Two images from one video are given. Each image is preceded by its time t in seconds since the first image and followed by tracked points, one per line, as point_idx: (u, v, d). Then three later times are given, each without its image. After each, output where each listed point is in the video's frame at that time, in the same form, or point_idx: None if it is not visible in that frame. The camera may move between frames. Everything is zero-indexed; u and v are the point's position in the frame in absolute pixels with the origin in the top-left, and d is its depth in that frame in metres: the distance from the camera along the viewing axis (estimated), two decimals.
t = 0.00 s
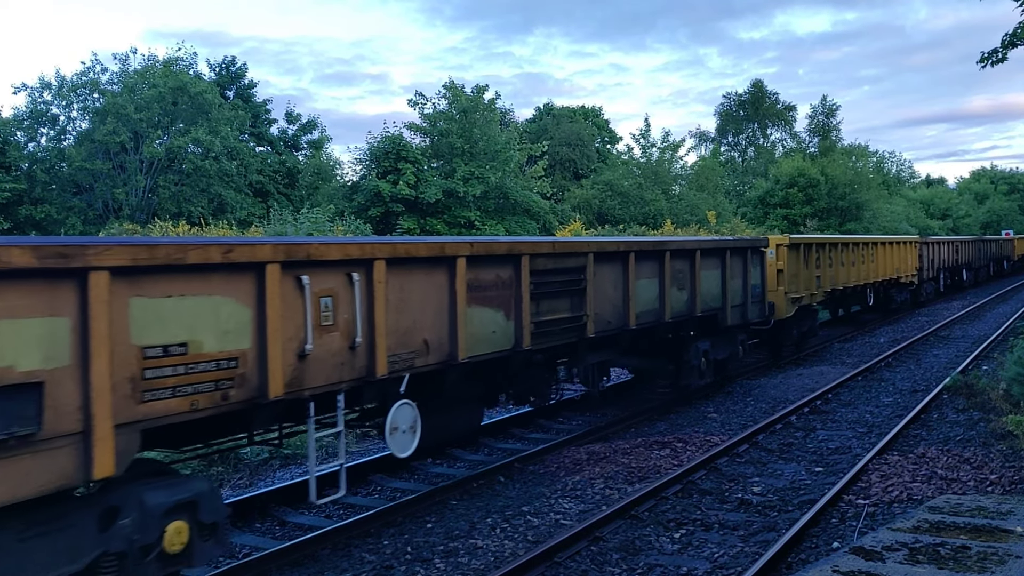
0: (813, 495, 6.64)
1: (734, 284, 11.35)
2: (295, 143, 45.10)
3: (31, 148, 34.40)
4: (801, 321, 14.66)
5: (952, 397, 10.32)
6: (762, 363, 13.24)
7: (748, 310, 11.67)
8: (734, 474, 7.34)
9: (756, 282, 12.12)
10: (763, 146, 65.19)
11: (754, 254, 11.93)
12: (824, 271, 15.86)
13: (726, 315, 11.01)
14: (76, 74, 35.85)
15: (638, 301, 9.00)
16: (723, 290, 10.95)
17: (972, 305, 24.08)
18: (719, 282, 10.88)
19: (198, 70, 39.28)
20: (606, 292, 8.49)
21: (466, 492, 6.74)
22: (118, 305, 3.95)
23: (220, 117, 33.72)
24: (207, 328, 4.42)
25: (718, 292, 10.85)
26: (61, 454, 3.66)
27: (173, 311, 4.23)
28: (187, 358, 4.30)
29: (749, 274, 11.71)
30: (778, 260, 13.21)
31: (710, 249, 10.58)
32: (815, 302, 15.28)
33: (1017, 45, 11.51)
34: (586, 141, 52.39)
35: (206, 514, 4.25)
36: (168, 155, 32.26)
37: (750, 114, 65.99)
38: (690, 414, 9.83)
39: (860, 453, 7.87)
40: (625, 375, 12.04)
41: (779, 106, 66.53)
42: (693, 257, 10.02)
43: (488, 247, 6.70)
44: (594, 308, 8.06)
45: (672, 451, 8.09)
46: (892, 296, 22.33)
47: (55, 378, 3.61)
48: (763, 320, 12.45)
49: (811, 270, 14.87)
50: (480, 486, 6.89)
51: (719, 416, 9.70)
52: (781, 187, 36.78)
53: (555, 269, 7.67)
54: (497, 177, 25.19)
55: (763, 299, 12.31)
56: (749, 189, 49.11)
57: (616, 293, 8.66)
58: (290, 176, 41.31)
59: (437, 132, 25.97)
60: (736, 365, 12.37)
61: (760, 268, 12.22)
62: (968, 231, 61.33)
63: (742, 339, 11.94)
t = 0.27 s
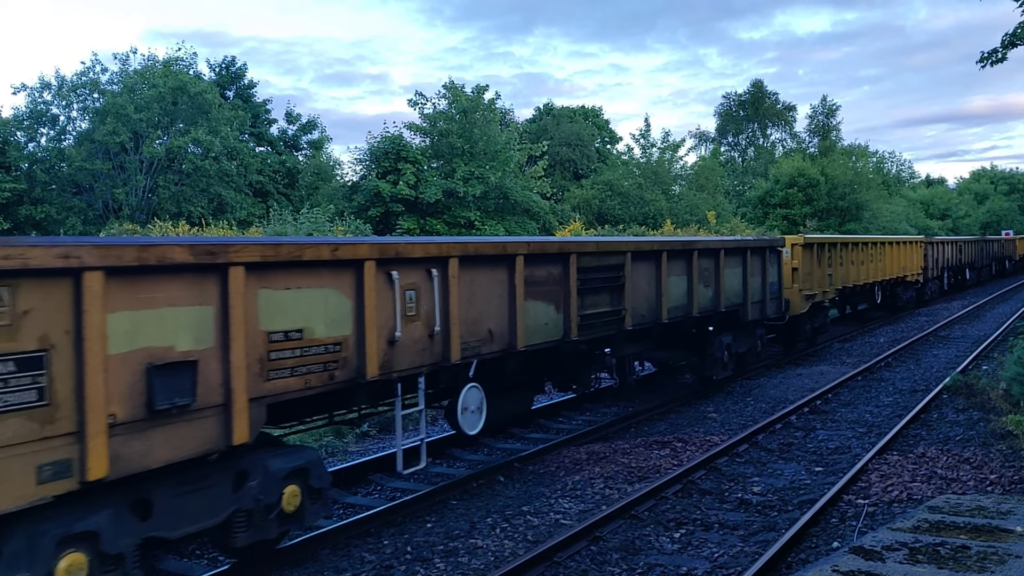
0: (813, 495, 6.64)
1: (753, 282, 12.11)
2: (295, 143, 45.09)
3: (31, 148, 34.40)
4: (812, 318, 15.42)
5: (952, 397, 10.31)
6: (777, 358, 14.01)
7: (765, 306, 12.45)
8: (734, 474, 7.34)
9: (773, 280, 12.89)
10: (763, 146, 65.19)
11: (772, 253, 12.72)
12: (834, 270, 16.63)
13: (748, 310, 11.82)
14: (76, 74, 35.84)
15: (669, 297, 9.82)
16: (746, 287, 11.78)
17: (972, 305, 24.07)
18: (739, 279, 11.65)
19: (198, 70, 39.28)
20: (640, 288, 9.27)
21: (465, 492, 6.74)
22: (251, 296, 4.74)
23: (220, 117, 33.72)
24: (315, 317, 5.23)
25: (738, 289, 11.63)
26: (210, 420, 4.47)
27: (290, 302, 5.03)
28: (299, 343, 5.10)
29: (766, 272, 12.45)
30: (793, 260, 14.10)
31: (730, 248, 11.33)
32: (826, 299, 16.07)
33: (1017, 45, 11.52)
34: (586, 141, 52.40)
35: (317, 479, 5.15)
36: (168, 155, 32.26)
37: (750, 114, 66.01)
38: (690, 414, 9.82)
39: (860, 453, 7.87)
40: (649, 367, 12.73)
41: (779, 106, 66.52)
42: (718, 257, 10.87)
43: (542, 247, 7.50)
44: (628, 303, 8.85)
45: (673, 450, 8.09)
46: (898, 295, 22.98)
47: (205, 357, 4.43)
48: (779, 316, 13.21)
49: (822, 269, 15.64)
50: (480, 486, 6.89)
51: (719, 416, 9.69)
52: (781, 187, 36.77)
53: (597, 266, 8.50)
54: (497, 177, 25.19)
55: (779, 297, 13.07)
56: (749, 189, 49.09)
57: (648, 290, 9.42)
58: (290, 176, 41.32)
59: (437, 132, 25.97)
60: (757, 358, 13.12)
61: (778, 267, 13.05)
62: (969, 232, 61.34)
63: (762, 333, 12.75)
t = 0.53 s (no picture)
0: (813, 495, 6.64)
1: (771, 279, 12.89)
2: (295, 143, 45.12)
3: (31, 148, 34.39)
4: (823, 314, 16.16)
5: (952, 397, 10.31)
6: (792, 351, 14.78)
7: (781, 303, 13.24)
8: (734, 474, 7.33)
9: (788, 278, 13.67)
10: (763, 146, 65.18)
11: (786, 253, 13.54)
12: (845, 268, 17.37)
13: (767, 306, 12.62)
14: (76, 74, 35.83)
15: (697, 293, 10.59)
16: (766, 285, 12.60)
17: (972, 305, 24.04)
18: (758, 278, 12.42)
19: (198, 70, 39.28)
20: (670, 285, 10.01)
21: (465, 492, 6.74)
22: (351, 289, 5.55)
23: (220, 117, 33.71)
24: (402, 309, 6.02)
25: (757, 286, 12.41)
26: (318, 397, 5.26)
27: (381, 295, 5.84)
28: (389, 331, 5.90)
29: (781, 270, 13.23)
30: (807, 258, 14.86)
31: (750, 248, 12.09)
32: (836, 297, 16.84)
33: (1017, 45, 11.51)
34: (586, 141, 52.40)
35: (401, 453, 5.93)
36: (168, 156, 32.26)
37: (750, 114, 66.01)
38: (690, 414, 9.81)
39: (860, 453, 7.86)
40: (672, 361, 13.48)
41: (779, 106, 66.54)
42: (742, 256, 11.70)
43: (587, 246, 8.25)
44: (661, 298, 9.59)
45: (672, 450, 8.08)
46: (904, 293, 23.85)
47: (317, 342, 5.23)
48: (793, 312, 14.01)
49: (833, 267, 16.40)
50: (480, 486, 6.88)
51: (719, 416, 9.69)
52: (781, 187, 36.76)
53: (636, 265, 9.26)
54: (497, 177, 25.20)
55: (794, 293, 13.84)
56: (749, 189, 49.06)
57: (678, 287, 10.17)
58: (290, 177, 41.33)
59: (437, 132, 25.97)
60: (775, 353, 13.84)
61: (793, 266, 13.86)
62: (968, 231, 61.38)
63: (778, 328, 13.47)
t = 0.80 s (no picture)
0: (813, 495, 6.64)
1: (788, 278, 13.58)
2: (295, 143, 45.13)
3: (30, 148, 34.39)
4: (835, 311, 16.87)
5: (952, 397, 10.32)
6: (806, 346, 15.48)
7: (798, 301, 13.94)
8: (734, 474, 7.34)
9: (804, 276, 14.37)
10: (763, 146, 65.20)
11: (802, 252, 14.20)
12: (855, 267, 18.06)
13: (784, 303, 13.24)
14: (76, 74, 35.83)
15: (721, 290, 11.25)
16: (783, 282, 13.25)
17: (972, 305, 24.05)
18: (776, 276, 13.12)
19: (198, 70, 39.27)
20: (697, 284, 10.68)
21: (465, 492, 6.74)
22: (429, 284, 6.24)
23: (220, 117, 33.70)
24: (471, 303, 6.71)
25: (775, 285, 13.10)
26: (403, 379, 5.95)
27: (454, 289, 6.51)
28: (461, 321, 6.57)
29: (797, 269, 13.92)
30: (820, 257, 15.53)
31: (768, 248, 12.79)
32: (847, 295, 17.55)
33: (1017, 45, 11.52)
34: (586, 141, 52.40)
35: (469, 432, 6.58)
36: (168, 155, 32.25)
37: (750, 114, 66.02)
38: (690, 414, 9.82)
39: (860, 453, 7.87)
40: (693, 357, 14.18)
41: (779, 106, 66.55)
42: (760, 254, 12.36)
43: (625, 247, 8.88)
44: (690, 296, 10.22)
45: (672, 451, 8.09)
46: (908, 292, 24.43)
47: (403, 330, 5.94)
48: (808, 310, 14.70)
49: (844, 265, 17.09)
50: (480, 486, 6.89)
51: (719, 416, 9.69)
52: (781, 187, 36.78)
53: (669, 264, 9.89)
54: (497, 177, 25.21)
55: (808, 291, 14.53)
56: (749, 189, 49.05)
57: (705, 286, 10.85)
58: (290, 177, 41.33)
59: (437, 132, 25.97)
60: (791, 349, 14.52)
61: (808, 265, 14.52)
62: (968, 232, 61.41)
63: (794, 326, 14.07)
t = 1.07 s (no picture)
0: (813, 495, 6.65)
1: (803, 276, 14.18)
2: (295, 142, 45.14)
3: (30, 148, 34.38)
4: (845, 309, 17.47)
5: (952, 397, 10.32)
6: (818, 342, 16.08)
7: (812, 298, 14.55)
8: (734, 474, 7.34)
9: (817, 274, 14.95)
10: (763, 146, 65.18)
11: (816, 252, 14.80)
12: (867, 266, 18.61)
13: (799, 301, 13.83)
14: (75, 74, 35.83)
15: (743, 286, 11.85)
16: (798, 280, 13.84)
17: (972, 305, 24.05)
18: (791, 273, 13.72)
19: (198, 69, 39.26)
20: (723, 280, 11.26)
21: (466, 492, 6.75)
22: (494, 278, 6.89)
23: (220, 116, 33.68)
24: (527, 297, 7.29)
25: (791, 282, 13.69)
26: (472, 364, 6.62)
27: (515, 283, 7.13)
28: (519, 313, 7.19)
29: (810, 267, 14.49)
30: (831, 256, 16.10)
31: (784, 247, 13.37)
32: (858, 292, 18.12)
33: (1017, 45, 11.52)
34: (586, 141, 52.40)
35: (524, 416, 7.25)
36: (168, 155, 32.24)
37: (750, 114, 66.01)
38: (690, 414, 9.82)
39: (860, 453, 7.87)
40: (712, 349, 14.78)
41: (779, 106, 66.54)
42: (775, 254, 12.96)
43: (659, 245, 9.40)
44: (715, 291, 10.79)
45: (672, 451, 8.09)
46: (910, 292, 24.59)
47: (472, 321, 6.62)
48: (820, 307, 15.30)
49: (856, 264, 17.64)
50: (480, 486, 6.90)
51: (719, 416, 9.69)
52: (781, 187, 36.79)
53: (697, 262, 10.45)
54: (497, 177, 25.21)
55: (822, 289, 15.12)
56: (749, 189, 49.02)
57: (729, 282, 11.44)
58: (290, 176, 41.33)
59: (437, 132, 25.96)
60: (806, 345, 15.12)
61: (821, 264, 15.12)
62: (968, 231, 61.39)
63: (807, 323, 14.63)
